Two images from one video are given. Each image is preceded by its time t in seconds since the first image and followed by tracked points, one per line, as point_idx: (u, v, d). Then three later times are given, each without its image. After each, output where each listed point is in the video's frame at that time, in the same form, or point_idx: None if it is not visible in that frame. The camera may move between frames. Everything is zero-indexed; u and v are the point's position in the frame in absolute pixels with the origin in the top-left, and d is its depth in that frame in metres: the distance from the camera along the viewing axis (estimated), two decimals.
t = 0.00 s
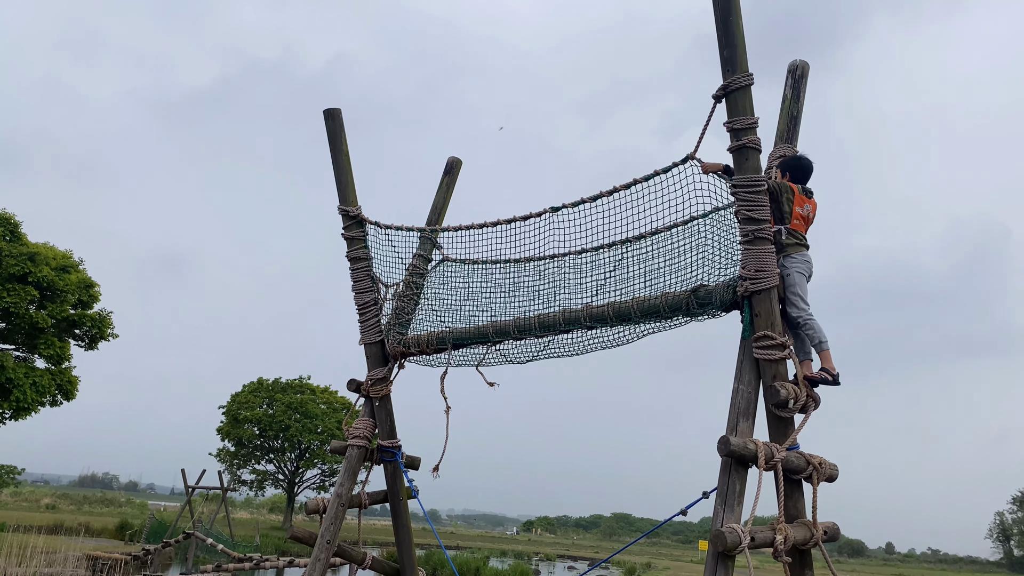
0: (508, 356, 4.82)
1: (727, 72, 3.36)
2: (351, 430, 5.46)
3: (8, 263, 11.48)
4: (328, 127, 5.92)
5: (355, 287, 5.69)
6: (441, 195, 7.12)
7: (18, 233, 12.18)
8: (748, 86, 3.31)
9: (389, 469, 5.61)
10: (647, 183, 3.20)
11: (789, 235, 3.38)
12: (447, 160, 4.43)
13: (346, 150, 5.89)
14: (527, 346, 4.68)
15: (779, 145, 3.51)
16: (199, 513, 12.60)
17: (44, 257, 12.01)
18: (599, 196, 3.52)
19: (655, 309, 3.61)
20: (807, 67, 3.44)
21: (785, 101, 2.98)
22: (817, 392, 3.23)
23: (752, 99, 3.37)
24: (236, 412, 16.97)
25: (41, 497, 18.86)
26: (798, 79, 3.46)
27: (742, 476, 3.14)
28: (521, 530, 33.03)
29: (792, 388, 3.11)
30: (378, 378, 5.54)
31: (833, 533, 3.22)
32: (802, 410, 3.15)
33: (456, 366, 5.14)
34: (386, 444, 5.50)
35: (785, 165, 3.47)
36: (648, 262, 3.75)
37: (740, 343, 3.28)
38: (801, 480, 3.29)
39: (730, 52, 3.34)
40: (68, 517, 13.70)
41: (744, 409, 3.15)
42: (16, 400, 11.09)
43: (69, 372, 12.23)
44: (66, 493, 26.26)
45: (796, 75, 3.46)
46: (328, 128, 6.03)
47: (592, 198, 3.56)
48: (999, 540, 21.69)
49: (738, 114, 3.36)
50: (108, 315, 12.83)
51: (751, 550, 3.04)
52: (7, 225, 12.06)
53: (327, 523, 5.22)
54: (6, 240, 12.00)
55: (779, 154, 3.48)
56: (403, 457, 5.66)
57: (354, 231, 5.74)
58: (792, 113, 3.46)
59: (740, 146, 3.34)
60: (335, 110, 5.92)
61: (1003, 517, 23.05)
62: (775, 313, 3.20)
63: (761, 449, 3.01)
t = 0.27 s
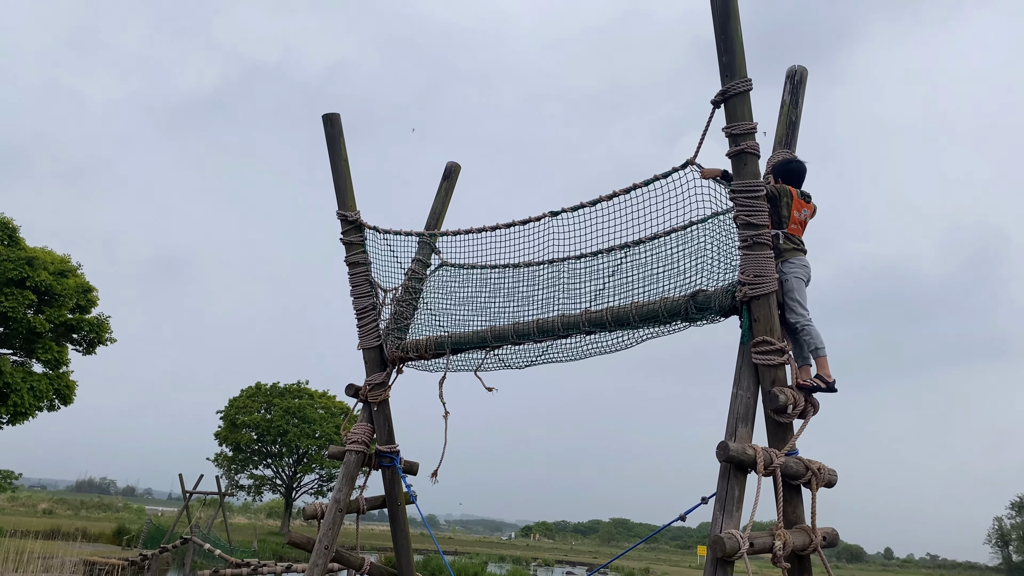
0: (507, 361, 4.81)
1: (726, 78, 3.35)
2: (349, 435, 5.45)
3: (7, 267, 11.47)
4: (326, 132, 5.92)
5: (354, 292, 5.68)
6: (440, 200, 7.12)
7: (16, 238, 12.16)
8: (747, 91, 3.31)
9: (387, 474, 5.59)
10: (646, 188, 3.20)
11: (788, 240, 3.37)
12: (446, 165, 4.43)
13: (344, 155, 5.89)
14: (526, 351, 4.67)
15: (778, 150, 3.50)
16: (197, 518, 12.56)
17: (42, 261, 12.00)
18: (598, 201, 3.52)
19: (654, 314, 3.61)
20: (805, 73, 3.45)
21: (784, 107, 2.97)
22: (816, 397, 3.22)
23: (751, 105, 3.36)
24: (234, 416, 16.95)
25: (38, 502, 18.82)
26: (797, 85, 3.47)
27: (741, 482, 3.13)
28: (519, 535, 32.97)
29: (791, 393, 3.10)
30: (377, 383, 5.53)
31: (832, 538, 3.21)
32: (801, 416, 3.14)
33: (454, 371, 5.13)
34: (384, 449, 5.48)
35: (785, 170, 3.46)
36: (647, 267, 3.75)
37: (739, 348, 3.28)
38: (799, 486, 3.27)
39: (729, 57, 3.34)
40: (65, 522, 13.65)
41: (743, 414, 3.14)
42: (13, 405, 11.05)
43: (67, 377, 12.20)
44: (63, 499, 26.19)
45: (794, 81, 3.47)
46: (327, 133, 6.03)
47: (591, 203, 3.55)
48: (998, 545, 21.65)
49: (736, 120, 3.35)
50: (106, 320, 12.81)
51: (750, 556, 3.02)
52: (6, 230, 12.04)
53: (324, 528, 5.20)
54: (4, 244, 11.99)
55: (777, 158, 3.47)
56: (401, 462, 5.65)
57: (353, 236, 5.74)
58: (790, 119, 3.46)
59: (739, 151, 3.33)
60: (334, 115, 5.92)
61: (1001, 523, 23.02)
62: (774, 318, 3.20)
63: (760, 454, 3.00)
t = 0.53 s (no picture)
0: (506, 365, 4.79)
1: (725, 82, 3.35)
2: (347, 439, 5.43)
3: (5, 271, 11.45)
4: (325, 136, 5.92)
5: (352, 296, 5.67)
6: (438, 204, 7.12)
7: (14, 242, 12.15)
8: (745, 95, 3.31)
9: (386, 479, 5.57)
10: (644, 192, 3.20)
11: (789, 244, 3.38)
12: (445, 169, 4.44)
13: (343, 159, 5.89)
14: (525, 355, 4.66)
15: (776, 154, 3.50)
16: (194, 523, 12.51)
17: (41, 266, 11.98)
18: (596, 205, 3.52)
19: (653, 318, 3.60)
20: (803, 77, 3.45)
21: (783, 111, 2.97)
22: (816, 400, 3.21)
23: (750, 109, 3.36)
24: (232, 421, 16.91)
25: (36, 507, 18.77)
26: (795, 89, 3.47)
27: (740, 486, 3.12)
28: (517, 540, 32.91)
29: (790, 397, 3.10)
30: (375, 388, 5.51)
31: (831, 543, 3.19)
32: (800, 420, 3.13)
33: (453, 375, 5.11)
34: (382, 453, 5.47)
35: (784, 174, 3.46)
36: (646, 271, 3.75)
37: (738, 352, 3.27)
38: (799, 490, 3.26)
39: (728, 61, 3.34)
40: (62, 528, 13.59)
41: (742, 418, 3.13)
42: (11, 409, 11.02)
43: (64, 382, 12.17)
44: (61, 504, 26.10)
45: (793, 85, 3.47)
46: (326, 138, 6.03)
47: (590, 207, 3.55)
48: (997, 550, 21.62)
49: (735, 124, 3.35)
50: (104, 324, 12.79)
51: (750, 561, 3.01)
52: (4, 234, 12.03)
53: (322, 533, 5.17)
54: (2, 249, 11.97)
55: (776, 162, 3.47)
56: (400, 467, 5.63)
57: (351, 240, 5.73)
58: (789, 122, 3.47)
59: (738, 156, 3.33)
60: (332, 119, 5.92)
61: (1000, 527, 23.00)
62: (773, 322, 3.19)
63: (759, 458, 2.99)
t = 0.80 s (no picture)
0: (504, 369, 4.79)
1: (722, 87, 3.35)
2: (346, 443, 5.42)
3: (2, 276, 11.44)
4: (323, 141, 5.93)
5: (350, 300, 5.67)
6: (437, 208, 7.13)
7: (12, 246, 12.13)
8: (743, 100, 3.32)
9: (384, 483, 5.56)
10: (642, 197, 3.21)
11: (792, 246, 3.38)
12: (442, 174, 4.44)
13: (342, 163, 5.90)
14: (523, 359, 4.66)
15: (774, 158, 3.50)
16: (192, 527, 12.48)
17: (38, 270, 11.97)
18: (594, 209, 3.52)
19: (651, 322, 3.60)
20: (801, 83, 3.46)
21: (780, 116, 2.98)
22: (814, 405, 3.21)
23: (747, 114, 3.37)
24: (229, 425, 16.89)
25: (34, 511, 18.74)
26: (793, 94, 3.48)
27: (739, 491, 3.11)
28: (515, 544, 32.86)
29: (788, 401, 3.10)
30: (373, 392, 5.51)
31: (830, 548, 3.19)
32: (798, 425, 3.13)
33: (451, 379, 5.11)
34: (381, 458, 5.46)
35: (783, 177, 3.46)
36: (644, 275, 3.75)
37: (736, 357, 3.27)
38: (797, 494, 3.26)
39: (725, 66, 3.35)
40: (60, 532, 13.55)
41: (740, 423, 3.13)
42: (8, 414, 11.00)
43: (62, 386, 12.15)
44: (58, 508, 26.01)
45: (790, 90, 3.49)
46: (324, 142, 6.03)
47: (587, 211, 3.56)
48: (994, 554, 21.62)
49: (733, 129, 3.36)
50: (102, 329, 12.77)
51: (748, 566, 3.00)
52: (1, 239, 12.02)
53: (320, 538, 5.16)
54: None
55: (774, 167, 3.48)
56: (398, 471, 5.62)
57: (350, 244, 5.73)
58: (787, 127, 3.48)
59: (735, 160, 3.34)
60: (330, 124, 5.93)
61: (997, 532, 23.01)
62: (771, 326, 3.20)
63: (757, 463, 2.99)
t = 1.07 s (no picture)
0: (501, 372, 4.80)
1: (718, 90, 3.38)
2: (343, 447, 5.42)
3: None
4: (321, 144, 5.94)
5: (348, 303, 5.68)
6: (435, 211, 7.15)
7: (8, 250, 12.12)
8: (739, 103, 3.34)
9: (381, 487, 5.55)
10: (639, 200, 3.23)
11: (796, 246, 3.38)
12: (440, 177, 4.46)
13: (339, 167, 5.91)
14: (521, 362, 4.66)
15: (770, 161, 3.52)
16: (189, 532, 12.44)
17: (35, 273, 11.96)
18: (591, 212, 3.54)
19: (648, 325, 3.62)
20: (796, 85, 3.48)
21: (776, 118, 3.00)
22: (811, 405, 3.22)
23: (743, 116, 3.40)
24: (227, 429, 16.86)
25: (30, 516, 18.68)
26: (789, 96, 3.51)
27: (736, 493, 3.12)
28: (513, 548, 32.80)
29: (785, 404, 3.11)
30: (371, 395, 5.51)
31: (827, 550, 3.20)
32: (795, 427, 3.14)
33: (448, 383, 5.12)
34: (378, 461, 5.45)
35: (780, 180, 3.49)
36: (641, 278, 3.77)
37: (733, 359, 3.28)
38: (794, 497, 3.27)
39: (722, 70, 3.37)
40: (56, 537, 13.51)
41: (737, 425, 3.13)
42: (4, 418, 10.97)
43: (59, 390, 12.13)
44: (54, 513, 25.93)
45: (786, 93, 3.51)
46: (322, 145, 6.04)
47: (584, 213, 3.58)
48: (992, 557, 21.59)
49: (729, 131, 3.38)
50: (99, 332, 12.75)
51: (745, 568, 3.01)
52: None
53: (318, 541, 5.16)
54: None
55: (771, 169, 3.50)
56: (395, 474, 5.62)
57: (347, 248, 5.74)
58: (783, 130, 3.51)
59: (732, 163, 3.36)
60: (328, 127, 5.94)
61: (995, 534, 22.98)
62: (768, 329, 3.21)
63: (754, 465, 3.00)
